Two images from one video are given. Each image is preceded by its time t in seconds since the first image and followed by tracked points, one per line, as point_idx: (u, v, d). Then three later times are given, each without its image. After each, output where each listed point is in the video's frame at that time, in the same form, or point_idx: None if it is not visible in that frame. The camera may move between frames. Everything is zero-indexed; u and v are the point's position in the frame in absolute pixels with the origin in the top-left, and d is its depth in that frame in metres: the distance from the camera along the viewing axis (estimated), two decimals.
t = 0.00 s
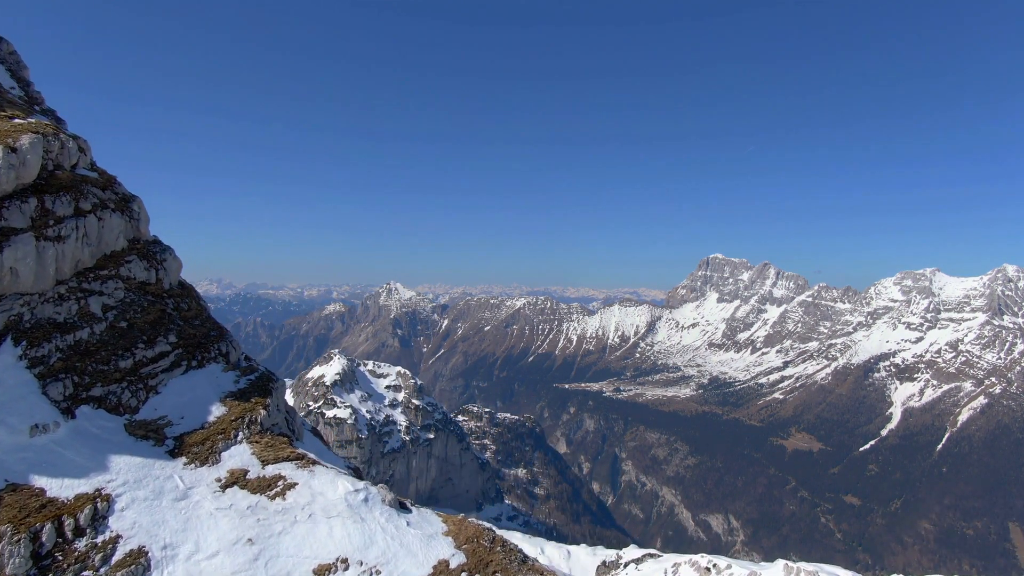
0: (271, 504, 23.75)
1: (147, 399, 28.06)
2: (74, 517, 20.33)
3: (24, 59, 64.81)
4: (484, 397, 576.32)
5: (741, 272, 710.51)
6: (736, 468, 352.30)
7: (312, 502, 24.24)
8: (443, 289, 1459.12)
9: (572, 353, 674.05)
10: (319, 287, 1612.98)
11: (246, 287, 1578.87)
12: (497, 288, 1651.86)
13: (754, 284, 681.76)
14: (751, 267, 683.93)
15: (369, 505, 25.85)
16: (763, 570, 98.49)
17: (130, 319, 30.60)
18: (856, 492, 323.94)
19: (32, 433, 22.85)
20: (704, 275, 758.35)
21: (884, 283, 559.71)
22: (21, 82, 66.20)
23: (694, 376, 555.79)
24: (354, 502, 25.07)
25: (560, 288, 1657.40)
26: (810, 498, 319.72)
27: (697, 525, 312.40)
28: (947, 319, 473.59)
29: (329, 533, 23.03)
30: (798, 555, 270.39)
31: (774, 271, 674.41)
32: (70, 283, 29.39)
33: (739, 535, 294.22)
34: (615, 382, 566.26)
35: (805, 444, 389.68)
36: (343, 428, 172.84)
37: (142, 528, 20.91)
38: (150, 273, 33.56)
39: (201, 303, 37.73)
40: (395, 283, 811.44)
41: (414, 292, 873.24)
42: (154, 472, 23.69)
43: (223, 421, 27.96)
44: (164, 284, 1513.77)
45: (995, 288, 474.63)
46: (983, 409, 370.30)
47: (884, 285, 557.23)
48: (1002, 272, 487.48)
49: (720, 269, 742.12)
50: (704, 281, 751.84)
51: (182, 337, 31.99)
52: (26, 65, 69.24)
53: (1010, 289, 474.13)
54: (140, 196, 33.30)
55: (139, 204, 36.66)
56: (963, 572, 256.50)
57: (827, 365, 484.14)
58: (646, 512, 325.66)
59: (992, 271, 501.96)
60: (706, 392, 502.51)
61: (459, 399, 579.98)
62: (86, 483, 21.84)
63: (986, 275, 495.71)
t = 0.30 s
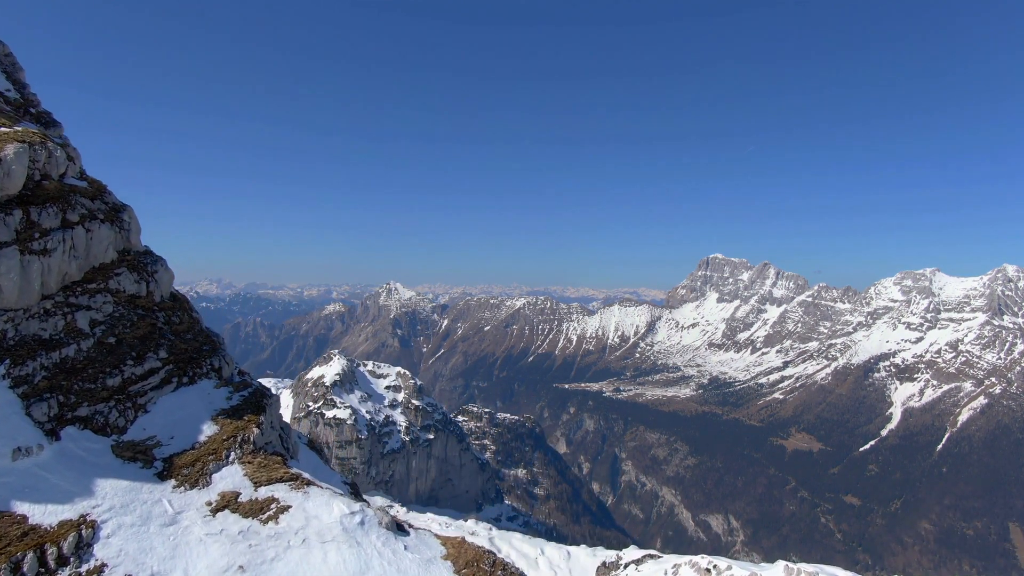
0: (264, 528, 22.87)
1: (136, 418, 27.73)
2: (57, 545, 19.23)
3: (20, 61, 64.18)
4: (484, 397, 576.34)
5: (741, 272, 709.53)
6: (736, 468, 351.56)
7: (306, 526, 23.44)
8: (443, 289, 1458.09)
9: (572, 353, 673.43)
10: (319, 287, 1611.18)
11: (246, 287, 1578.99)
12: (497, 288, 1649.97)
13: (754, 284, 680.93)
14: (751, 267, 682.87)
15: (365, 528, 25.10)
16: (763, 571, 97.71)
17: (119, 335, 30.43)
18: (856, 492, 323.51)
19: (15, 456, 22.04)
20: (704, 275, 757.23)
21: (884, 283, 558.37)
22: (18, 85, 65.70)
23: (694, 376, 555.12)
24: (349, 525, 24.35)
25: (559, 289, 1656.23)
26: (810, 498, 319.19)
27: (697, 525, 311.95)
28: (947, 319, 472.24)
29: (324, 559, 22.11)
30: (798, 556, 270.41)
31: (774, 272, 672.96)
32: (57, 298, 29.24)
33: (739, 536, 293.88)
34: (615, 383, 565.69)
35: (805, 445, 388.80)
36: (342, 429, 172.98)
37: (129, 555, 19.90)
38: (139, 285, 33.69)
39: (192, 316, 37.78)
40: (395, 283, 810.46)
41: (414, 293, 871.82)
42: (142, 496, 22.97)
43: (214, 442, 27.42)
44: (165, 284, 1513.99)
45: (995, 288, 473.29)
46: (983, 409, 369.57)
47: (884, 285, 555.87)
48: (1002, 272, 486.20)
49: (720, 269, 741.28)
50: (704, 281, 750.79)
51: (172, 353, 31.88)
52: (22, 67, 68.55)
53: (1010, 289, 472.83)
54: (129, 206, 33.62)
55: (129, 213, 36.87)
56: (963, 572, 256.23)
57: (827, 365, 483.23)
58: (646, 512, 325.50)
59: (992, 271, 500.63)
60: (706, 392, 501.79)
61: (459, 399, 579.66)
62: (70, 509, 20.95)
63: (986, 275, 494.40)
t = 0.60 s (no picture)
0: (255, 558, 21.86)
1: (123, 441, 27.01)
2: None
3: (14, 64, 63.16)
4: (484, 397, 576.28)
5: (741, 272, 708.07)
6: (736, 469, 350.67)
7: (300, 556, 22.32)
8: (443, 289, 1456.78)
9: (572, 353, 672.67)
10: (319, 287, 1609.56)
11: (247, 287, 1578.56)
12: (496, 288, 1650.20)
13: (754, 285, 679.75)
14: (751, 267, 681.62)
15: (361, 556, 24.01)
16: (764, 572, 97.16)
17: (105, 354, 29.97)
18: (856, 492, 322.82)
19: None
20: (704, 275, 755.79)
21: (883, 283, 557.02)
22: (12, 88, 64.81)
23: (694, 376, 554.55)
24: (344, 554, 23.32)
25: (559, 289, 1656.04)
26: (809, 498, 318.28)
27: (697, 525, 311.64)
28: (947, 319, 470.84)
29: None
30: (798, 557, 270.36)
31: (774, 272, 671.49)
32: (40, 317, 28.87)
33: (738, 536, 293.52)
34: (615, 383, 565.27)
35: (805, 445, 388.01)
36: (342, 429, 172.70)
37: None
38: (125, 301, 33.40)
39: (182, 333, 37.28)
40: (394, 283, 809.55)
41: (414, 293, 870.48)
42: (127, 526, 22.14)
43: (203, 466, 26.58)
44: (165, 284, 1513.01)
45: (995, 288, 471.83)
46: (983, 410, 368.79)
47: (883, 285, 554.64)
48: (1002, 272, 484.64)
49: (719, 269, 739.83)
50: (704, 281, 749.52)
51: (161, 372, 31.32)
52: (16, 70, 67.51)
53: (1010, 289, 471.45)
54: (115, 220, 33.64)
55: (116, 226, 37.01)
56: (963, 572, 255.92)
57: (827, 366, 482.45)
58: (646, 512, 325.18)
59: (992, 271, 499.30)
60: (706, 392, 501.33)
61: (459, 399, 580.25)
62: (49, 541, 20.08)
63: (986, 275, 492.98)
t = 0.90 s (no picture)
0: None
1: (107, 468, 26.15)
2: None
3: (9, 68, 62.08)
4: (484, 397, 575.62)
5: (741, 272, 706.66)
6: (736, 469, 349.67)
7: None
8: (443, 290, 1455.67)
9: (572, 353, 671.63)
10: (319, 287, 1608.04)
11: (246, 288, 1576.62)
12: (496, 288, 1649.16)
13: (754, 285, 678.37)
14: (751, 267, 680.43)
15: None
16: (765, 574, 96.63)
17: (90, 375, 29.19)
18: (856, 492, 322.02)
19: None
20: (704, 275, 754.54)
21: (883, 283, 555.85)
22: (7, 91, 63.69)
23: (694, 376, 553.86)
24: None
25: (559, 289, 1655.29)
26: (809, 498, 317.32)
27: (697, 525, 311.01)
28: (947, 319, 469.49)
29: None
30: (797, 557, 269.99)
31: (774, 272, 670.11)
32: (23, 338, 28.26)
33: (738, 536, 293.04)
34: (615, 383, 564.46)
35: (805, 445, 387.15)
36: (341, 430, 171.53)
37: None
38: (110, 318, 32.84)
39: (173, 349, 36.52)
40: (394, 284, 808.14)
41: (413, 293, 869.02)
42: (108, 560, 21.43)
43: (191, 493, 25.61)
44: (166, 284, 1513.18)
45: (995, 288, 470.36)
46: (983, 410, 367.91)
47: (884, 285, 553.47)
48: (1002, 272, 482.88)
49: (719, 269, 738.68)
50: (704, 281, 748.58)
51: (148, 393, 30.47)
52: (11, 72, 66.29)
53: (1010, 289, 469.94)
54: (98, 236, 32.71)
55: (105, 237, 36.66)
56: (963, 573, 255.29)
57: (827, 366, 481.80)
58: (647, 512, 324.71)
59: (993, 271, 497.63)
60: (706, 393, 500.50)
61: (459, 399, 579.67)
62: None
63: (987, 275, 491.49)
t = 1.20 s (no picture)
0: None
1: (92, 492, 23.92)
2: None
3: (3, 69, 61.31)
4: (484, 398, 575.18)
5: (741, 272, 705.28)
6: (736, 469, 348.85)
7: None
8: (442, 290, 1456.09)
9: (572, 353, 670.74)
10: (319, 288, 1606.44)
11: (247, 288, 1575.34)
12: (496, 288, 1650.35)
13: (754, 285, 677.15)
14: (751, 267, 679.28)
15: None
16: (765, 574, 96.55)
17: (76, 395, 26.69)
18: (856, 492, 321.22)
19: None
20: (704, 275, 752.73)
21: (883, 283, 554.99)
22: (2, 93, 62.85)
23: (693, 376, 553.09)
24: None
25: (559, 290, 1657.99)
26: (809, 499, 316.36)
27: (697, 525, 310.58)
28: (947, 319, 468.15)
29: None
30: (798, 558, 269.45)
31: (773, 272, 668.46)
32: (5, 354, 25.80)
33: (738, 536, 292.81)
34: (615, 383, 563.72)
35: (805, 446, 386.11)
36: (341, 431, 170.37)
37: None
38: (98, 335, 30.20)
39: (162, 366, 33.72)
40: (393, 284, 807.01)
41: (413, 293, 867.85)
42: None
43: (180, 518, 23.53)
44: (166, 284, 1512.86)
45: (995, 289, 468.87)
46: (983, 410, 367.01)
47: (883, 285, 552.55)
48: (1002, 272, 480.61)
49: (719, 270, 737.12)
50: (704, 281, 746.99)
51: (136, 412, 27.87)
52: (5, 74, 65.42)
53: (1010, 289, 468.42)
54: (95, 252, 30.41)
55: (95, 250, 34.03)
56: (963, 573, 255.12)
57: (827, 366, 480.79)
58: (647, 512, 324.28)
59: (992, 271, 496.22)
60: (705, 393, 499.85)
61: (459, 399, 579.24)
62: None
63: (986, 275, 489.97)
